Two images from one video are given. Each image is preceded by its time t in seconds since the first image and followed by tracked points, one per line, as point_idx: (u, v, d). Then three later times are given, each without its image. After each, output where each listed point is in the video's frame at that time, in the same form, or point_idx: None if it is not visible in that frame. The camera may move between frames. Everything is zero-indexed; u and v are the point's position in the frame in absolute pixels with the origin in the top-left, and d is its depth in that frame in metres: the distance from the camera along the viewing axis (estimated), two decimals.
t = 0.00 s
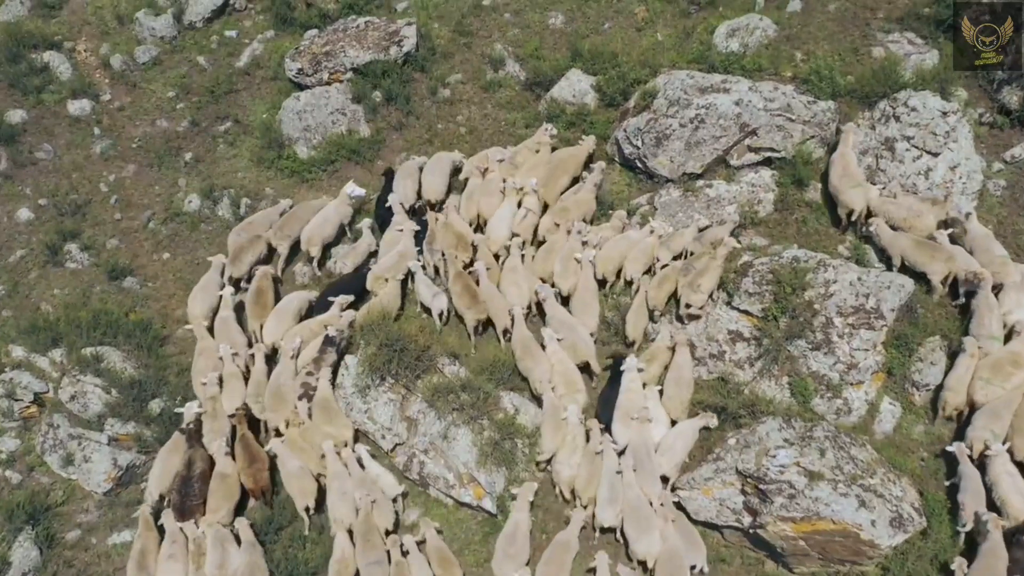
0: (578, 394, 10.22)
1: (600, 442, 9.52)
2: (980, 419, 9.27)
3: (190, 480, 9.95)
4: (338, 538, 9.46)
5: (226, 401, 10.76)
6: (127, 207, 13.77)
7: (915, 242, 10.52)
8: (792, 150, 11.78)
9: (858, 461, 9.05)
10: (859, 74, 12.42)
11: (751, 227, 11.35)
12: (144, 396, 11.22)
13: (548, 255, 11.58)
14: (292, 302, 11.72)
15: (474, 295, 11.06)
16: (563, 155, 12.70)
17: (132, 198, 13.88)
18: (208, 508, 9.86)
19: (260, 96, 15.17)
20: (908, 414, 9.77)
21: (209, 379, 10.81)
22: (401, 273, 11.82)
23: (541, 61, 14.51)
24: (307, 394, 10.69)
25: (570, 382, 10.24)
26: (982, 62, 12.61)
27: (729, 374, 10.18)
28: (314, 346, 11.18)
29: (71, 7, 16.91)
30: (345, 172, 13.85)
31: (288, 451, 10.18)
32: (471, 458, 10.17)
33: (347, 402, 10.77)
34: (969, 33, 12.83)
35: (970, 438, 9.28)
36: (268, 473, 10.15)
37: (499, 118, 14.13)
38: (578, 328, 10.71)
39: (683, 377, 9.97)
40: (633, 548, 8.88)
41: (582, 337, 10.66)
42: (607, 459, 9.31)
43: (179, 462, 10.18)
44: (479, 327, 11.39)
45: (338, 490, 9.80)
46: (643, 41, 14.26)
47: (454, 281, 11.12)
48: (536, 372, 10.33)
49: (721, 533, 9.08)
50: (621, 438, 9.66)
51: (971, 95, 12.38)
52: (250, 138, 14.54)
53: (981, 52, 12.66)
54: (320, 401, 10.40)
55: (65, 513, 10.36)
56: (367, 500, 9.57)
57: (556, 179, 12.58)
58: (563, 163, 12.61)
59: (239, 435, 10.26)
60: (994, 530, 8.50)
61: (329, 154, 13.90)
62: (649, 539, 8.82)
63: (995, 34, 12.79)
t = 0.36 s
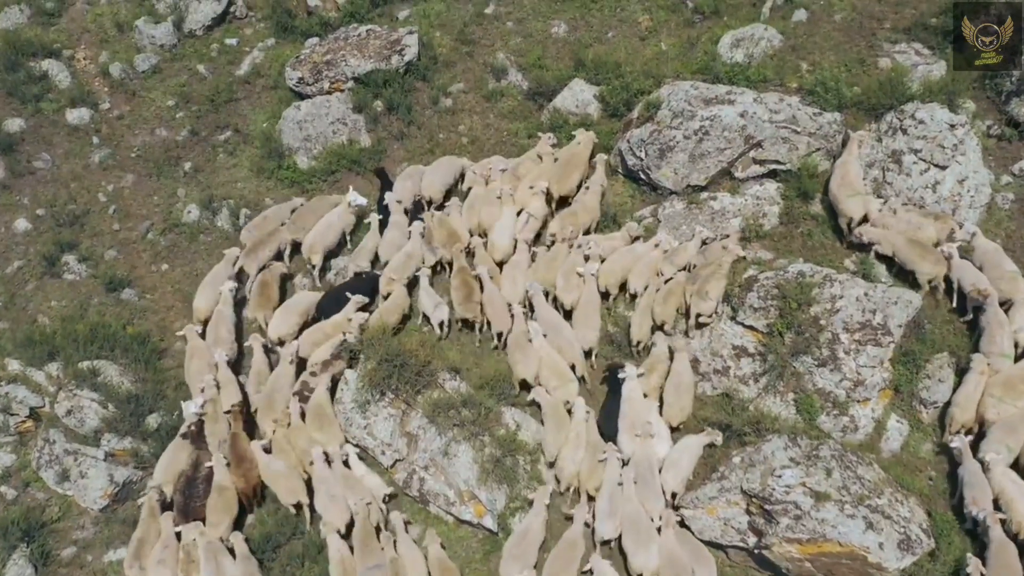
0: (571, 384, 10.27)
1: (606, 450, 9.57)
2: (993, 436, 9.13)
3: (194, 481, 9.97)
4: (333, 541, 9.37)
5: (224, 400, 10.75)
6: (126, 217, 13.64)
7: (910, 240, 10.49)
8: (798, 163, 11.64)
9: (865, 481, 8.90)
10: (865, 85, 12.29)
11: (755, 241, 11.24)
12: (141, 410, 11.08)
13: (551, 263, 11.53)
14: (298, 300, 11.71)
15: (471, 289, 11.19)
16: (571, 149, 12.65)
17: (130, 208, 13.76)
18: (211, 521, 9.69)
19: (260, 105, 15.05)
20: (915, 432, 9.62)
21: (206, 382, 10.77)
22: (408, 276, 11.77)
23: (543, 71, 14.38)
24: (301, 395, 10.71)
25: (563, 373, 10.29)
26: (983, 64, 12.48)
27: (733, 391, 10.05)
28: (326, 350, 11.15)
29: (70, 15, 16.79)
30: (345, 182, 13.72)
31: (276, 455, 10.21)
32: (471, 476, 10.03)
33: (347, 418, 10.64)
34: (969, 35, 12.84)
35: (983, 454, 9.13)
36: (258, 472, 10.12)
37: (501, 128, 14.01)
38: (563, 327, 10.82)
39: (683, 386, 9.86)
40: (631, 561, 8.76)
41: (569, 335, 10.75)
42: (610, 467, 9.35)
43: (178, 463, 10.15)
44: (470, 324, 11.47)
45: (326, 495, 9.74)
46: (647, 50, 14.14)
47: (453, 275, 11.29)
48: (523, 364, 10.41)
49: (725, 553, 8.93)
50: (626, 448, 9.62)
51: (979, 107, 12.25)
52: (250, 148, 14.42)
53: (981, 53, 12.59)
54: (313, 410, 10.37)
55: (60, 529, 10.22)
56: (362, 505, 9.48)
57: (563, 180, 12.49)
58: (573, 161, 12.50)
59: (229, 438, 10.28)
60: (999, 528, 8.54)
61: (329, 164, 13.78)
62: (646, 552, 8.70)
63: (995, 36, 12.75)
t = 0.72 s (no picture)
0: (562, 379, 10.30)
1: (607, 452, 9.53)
2: (1007, 454, 8.98)
3: (199, 481, 10.03)
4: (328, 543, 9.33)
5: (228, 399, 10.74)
6: (124, 227, 13.51)
7: (899, 246, 10.33)
8: (803, 174, 11.50)
9: (872, 501, 8.75)
10: (871, 96, 12.15)
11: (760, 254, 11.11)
12: (138, 425, 10.94)
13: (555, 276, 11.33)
14: (308, 301, 11.74)
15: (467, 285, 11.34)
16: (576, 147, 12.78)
17: (129, 218, 13.63)
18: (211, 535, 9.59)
19: (261, 114, 14.93)
20: (923, 450, 9.49)
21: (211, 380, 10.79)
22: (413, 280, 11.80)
23: (546, 81, 14.25)
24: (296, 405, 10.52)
25: (551, 367, 10.33)
26: (984, 62, 12.59)
27: (738, 407, 9.91)
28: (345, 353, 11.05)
29: (70, 22, 16.68)
30: (345, 193, 13.59)
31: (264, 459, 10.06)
32: (472, 493, 9.88)
33: (347, 434, 10.54)
34: (969, 34, 12.87)
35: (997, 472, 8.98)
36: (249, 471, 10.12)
37: (504, 138, 13.88)
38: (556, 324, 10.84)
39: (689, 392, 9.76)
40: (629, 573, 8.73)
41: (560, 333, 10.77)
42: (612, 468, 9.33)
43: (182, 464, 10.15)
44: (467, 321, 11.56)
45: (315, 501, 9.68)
46: (651, 60, 14.01)
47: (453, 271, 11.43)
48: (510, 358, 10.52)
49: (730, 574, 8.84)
50: (627, 452, 9.56)
51: (987, 118, 12.10)
52: (250, 158, 14.30)
53: (981, 52, 12.69)
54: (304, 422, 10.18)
55: (55, 546, 10.08)
56: (348, 508, 9.40)
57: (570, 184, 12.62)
58: (577, 163, 12.66)
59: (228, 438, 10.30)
60: (984, 522, 8.56)
61: (330, 174, 13.65)
62: (644, 563, 8.67)
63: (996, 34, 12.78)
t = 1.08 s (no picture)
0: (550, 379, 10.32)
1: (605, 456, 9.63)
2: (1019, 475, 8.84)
3: (199, 479, 9.99)
4: (316, 549, 9.28)
5: (228, 390, 10.86)
6: (123, 236, 13.40)
7: (901, 254, 10.25)
8: (809, 186, 11.43)
9: (879, 520, 8.62)
10: (877, 106, 12.03)
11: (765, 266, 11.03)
12: (135, 438, 10.82)
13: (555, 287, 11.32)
14: (318, 302, 11.73)
15: (472, 288, 11.37)
16: (580, 156, 12.61)
17: (128, 227, 13.52)
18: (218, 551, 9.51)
19: (261, 122, 14.82)
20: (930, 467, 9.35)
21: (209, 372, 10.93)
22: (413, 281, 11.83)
23: (548, 89, 14.14)
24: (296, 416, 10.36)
25: (541, 366, 10.34)
26: (987, 67, 12.62)
27: (742, 423, 9.78)
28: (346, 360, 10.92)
29: (69, 29, 16.58)
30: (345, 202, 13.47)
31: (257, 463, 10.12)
32: (472, 509, 9.75)
33: (348, 447, 10.42)
34: (972, 38, 12.92)
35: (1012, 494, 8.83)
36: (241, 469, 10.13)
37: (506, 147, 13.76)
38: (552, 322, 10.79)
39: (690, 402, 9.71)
40: None
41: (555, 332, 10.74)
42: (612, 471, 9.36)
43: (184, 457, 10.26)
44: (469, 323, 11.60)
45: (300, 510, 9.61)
46: (654, 68, 13.89)
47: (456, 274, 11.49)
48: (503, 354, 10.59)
49: None
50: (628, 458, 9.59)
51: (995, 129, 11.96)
52: (249, 166, 14.18)
53: (984, 56, 12.74)
54: (295, 429, 10.12)
55: (51, 562, 9.96)
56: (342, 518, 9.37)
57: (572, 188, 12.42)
58: (578, 167, 12.52)
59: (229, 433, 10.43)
60: (965, 517, 8.66)
61: (330, 183, 13.53)
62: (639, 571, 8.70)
63: (997, 40, 12.85)
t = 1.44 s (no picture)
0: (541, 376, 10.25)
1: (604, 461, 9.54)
2: None
3: (200, 476, 9.99)
4: (312, 559, 9.21)
5: (230, 385, 10.86)
6: (122, 247, 13.28)
7: (907, 267, 10.11)
8: (815, 199, 11.30)
9: (887, 541, 8.47)
10: (884, 118, 11.91)
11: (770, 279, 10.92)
12: (133, 454, 10.68)
13: (557, 295, 11.21)
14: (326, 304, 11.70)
15: (473, 287, 11.41)
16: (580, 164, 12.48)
17: (127, 237, 13.39)
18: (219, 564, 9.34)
19: (262, 131, 14.71)
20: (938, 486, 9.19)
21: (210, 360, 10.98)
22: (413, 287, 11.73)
23: (552, 98, 14.02)
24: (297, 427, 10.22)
25: (533, 365, 10.27)
26: (986, 63, 12.65)
27: (747, 439, 9.61)
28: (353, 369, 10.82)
29: (69, 36, 16.47)
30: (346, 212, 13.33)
31: (256, 465, 10.10)
32: (473, 527, 9.58)
33: (347, 463, 10.27)
34: (970, 35, 13.01)
35: None
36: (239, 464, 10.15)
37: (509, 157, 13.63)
38: (546, 329, 10.72)
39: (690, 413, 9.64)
40: None
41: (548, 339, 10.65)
42: (609, 475, 9.40)
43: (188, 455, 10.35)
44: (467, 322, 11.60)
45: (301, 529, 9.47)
46: (659, 78, 13.76)
47: (460, 273, 11.46)
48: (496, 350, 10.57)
49: None
50: (634, 465, 9.52)
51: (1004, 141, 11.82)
52: (250, 176, 14.06)
53: (982, 52, 12.76)
54: (294, 435, 10.04)
55: None
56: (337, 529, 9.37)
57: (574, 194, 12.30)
58: (578, 175, 12.38)
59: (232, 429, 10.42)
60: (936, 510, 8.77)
61: (331, 193, 13.39)
62: None
63: (995, 36, 12.90)
